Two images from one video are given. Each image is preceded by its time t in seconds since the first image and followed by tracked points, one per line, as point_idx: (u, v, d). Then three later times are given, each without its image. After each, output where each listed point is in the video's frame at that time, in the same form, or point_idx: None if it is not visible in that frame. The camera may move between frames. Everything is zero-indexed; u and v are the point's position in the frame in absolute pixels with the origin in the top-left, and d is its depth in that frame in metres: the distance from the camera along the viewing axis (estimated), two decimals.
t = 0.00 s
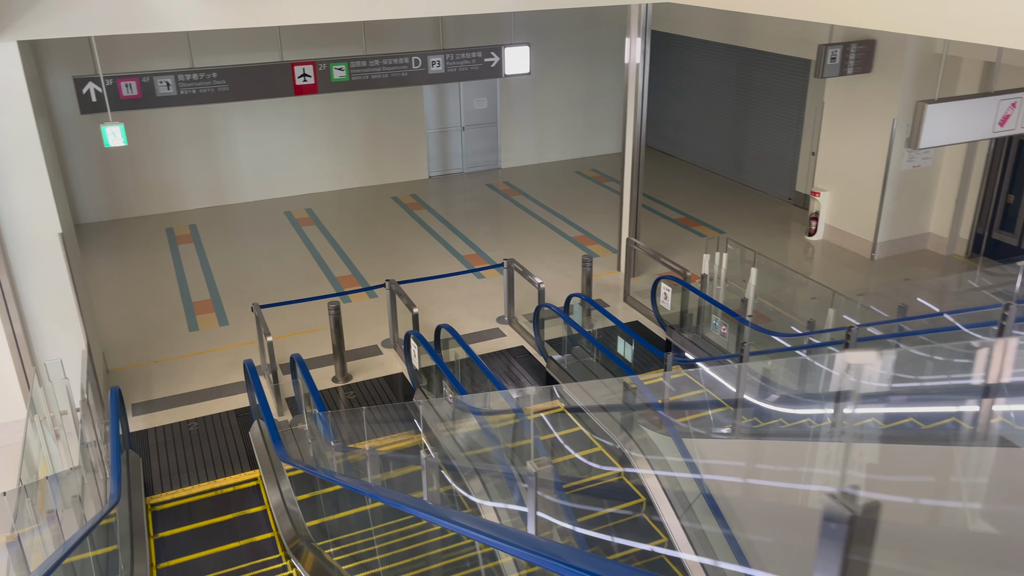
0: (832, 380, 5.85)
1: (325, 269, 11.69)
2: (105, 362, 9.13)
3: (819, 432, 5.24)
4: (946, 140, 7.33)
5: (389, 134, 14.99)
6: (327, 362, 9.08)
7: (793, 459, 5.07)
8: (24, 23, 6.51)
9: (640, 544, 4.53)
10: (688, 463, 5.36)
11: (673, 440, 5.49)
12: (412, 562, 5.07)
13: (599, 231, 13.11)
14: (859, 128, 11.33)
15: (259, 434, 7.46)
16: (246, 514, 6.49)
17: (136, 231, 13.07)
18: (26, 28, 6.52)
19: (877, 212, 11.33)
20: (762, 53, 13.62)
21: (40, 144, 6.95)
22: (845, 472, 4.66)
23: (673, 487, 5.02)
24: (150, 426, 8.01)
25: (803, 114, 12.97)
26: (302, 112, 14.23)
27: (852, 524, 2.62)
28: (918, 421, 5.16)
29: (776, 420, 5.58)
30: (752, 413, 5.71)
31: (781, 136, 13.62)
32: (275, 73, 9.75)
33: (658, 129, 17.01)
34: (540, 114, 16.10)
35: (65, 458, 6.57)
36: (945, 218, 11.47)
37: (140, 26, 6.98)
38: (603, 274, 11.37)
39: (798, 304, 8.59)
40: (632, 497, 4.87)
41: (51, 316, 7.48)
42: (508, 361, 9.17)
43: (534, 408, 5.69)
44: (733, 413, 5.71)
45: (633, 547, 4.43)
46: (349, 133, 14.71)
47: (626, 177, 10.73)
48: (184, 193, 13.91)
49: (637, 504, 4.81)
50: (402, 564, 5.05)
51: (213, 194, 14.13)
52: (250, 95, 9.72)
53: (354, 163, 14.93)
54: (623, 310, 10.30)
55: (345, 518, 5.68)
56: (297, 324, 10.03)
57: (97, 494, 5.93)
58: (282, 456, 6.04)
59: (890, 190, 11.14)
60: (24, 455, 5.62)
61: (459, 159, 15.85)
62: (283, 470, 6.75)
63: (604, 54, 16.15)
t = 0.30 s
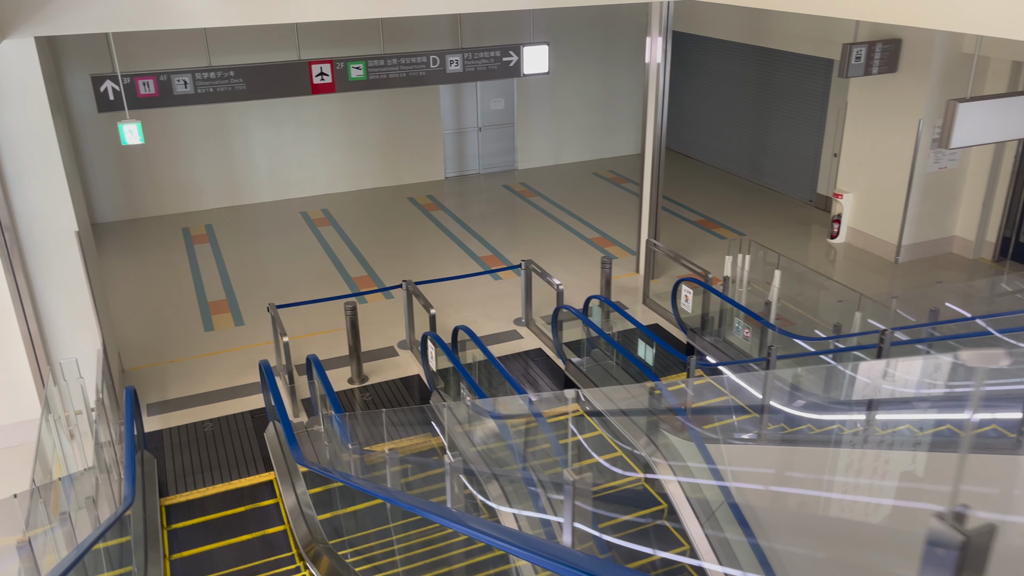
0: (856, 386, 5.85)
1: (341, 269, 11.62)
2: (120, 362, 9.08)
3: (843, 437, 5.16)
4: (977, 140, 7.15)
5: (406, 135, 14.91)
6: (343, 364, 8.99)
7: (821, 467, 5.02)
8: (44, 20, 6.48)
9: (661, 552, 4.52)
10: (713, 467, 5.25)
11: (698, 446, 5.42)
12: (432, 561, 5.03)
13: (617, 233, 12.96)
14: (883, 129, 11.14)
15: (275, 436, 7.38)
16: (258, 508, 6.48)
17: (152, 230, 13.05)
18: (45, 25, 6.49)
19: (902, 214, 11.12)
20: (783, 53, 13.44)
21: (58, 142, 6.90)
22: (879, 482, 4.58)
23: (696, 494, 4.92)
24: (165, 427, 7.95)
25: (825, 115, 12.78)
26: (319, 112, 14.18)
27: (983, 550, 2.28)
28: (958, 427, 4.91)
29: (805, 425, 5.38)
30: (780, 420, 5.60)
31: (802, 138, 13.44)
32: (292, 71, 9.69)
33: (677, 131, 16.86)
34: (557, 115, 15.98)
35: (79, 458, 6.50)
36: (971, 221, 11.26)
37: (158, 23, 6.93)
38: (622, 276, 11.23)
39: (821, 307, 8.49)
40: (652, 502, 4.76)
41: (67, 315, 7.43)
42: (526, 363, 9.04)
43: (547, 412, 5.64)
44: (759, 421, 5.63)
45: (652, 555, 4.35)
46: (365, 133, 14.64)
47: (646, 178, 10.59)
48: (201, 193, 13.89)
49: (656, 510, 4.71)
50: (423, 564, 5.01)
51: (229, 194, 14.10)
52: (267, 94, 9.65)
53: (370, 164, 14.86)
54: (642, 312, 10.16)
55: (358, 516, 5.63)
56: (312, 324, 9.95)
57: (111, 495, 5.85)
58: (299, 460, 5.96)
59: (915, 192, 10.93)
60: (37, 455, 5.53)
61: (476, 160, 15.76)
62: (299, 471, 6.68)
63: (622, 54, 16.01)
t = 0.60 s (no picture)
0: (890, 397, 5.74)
1: (360, 270, 11.53)
2: (139, 362, 9.04)
3: (869, 445, 4.99)
4: (1015, 139, 6.94)
5: (425, 135, 14.83)
6: (363, 365, 8.89)
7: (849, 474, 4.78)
8: (64, 15, 6.43)
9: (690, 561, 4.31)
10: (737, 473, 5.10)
11: (725, 453, 5.28)
12: (457, 562, 4.93)
13: (639, 235, 12.79)
14: (913, 130, 10.90)
15: (293, 437, 7.29)
16: (275, 500, 6.53)
17: (172, 230, 13.05)
18: (64, 19, 6.44)
19: (931, 217, 10.88)
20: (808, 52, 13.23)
21: (77, 140, 6.86)
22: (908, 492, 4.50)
23: (722, 500, 4.81)
24: (183, 427, 7.88)
25: (852, 116, 12.56)
26: (338, 112, 14.12)
27: None
28: (1003, 435, 4.81)
29: (838, 432, 5.22)
30: (813, 427, 5.38)
31: (827, 139, 13.21)
32: (312, 70, 9.61)
33: (699, 132, 16.66)
34: (578, 116, 15.83)
35: (97, 458, 6.44)
36: (1003, 224, 10.99)
37: (180, 19, 6.87)
38: (644, 278, 11.07)
39: (850, 311, 8.27)
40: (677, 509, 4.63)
41: (87, 314, 7.39)
42: (547, 366, 8.90)
43: (572, 416, 5.57)
44: (787, 427, 5.47)
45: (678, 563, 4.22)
46: (385, 133, 14.57)
47: (670, 179, 10.42)
48: (221, 193, 13.88)
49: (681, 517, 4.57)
50: (447, 564, 4.94)
51: (248, 195, 14.08)
52: (287, 93, 9.58)
53: (389, 165, 14.79)
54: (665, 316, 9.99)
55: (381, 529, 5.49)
56: (332, 325, 9.86)
57: (128, 496, 5.78)
58: (319, 462, 5.83)
59: (945, 195, 10.69)
60: (54, 454, 5.46)
61: (495, 161, 15.65)
62: (316, 474, 6.57)
63: (644, 54, 15.84)
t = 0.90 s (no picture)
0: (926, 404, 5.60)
1: (380, 270, 11.44)
2: (159, 361, 8.99)
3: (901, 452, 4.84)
4: None
5: (446, 135, 14.73)
6: (383, 366, 8.78)
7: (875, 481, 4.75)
8: (87, 10, 6.40)
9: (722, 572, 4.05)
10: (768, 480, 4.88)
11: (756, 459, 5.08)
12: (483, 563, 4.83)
13: (663, 236, 12.60)
14: (945, 130, 10.65)
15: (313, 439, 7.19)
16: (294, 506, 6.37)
17: (193, 230, 13.05)
18: (86, 15, 6.40)
19: (964, 219, 10.62)
20: (836, 51, 13.00)
21: (99, 138, 6.82)
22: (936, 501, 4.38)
23: (753, 509, 4.57)
24: (202, 428, 7.81)
25: (881, 116, 12.32)
26: (359, 112, 14.07)
27: None
28: None
29: (873, 440, 5.04)
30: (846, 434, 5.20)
31: (856, 140, 12.97)
32: (334, 69, 9.53)
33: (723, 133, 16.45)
34: (600, 116, 15.68)
35: (115, 458, 6.37)
36: None
37: (202, 15, 6.82)
38: (668, 280, 10.90)
39: (882, 315, 8.04)
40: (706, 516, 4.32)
41: (108, 313, 7.33)
42: (569, 369, 8.75)
43: (598, 421, 5.52)
44: (821, 435, 5.30)
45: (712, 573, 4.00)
46: (406, 133, 14.48)
47: (695, 180, 10.24)
48: (242, 193, 13.87)
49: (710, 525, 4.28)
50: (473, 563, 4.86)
51: (269, 194, 14.05)
52: (309, 91, 9.51)
53: (410, 165, 14.71)
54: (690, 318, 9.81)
55: (401, 528, 5.36)
56: (352, 325, 9.76)
57: (146, 496, 5.70)
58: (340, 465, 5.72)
59: (978, 196, 10.43)
60: (74, 454, 5.40)
61: (517, 162, 15.53)
62: (337, 475, 6.47)
63: (668, 54, 15.66)
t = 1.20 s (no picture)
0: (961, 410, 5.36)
1: (401, 271, 11.35)
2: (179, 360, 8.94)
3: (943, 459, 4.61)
4: None
5: (468, 135, 14.64)
6: (405, 366, 8.67)
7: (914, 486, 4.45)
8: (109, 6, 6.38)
9: None
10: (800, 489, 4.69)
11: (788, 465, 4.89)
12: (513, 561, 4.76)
13: (687, 237, 12.41)
14: (980, 128, 10.39)
15: (333, 439, 7.10)
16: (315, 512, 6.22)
17: (214, 229, 13.03)
18: (108, 11, 6.39)
19: (999, 220, 10.34)
20: (865, 49, 12.76)
21: (122, 135, 6.78)
22: (971, 508, 4.26)
23: (783, 516, 4.49)
24: (222, 428, 7.73)
25: (911, 116, 12.06)
26: (381, 112, 14.00)
27: None
28: None
29: (912, 446, 4.80)
30: (882, 439, 4.92)
31: (885, 140, 12.72)
32: (356, 66, 9.45)
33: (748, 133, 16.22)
34: (622, 117, 15.51)
35: (135, 457, 6.30)
36: None
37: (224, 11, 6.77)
38: (693, 282, 10.71)
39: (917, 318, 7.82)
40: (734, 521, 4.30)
41: (128, 311, 7.28)
42: (593, 370, 8.58)
43: (627, 423, 5.33)
44: (856, 441, 4.98)
45: None
46: (427, 133, 14.39)
47: (722, 179, 10.05)
48: (263, 192, 13.83)
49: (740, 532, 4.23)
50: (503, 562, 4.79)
51: (290, 194, 14.02)
52: (331, 90, 9.43)
53: (431, 165, 14.62)
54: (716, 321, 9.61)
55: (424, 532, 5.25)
56: (373, 326, 9.67)
57: (165, 496, 5.61)
58: (360, 466, 5.56)
59: (1014, 196, 10.15)
60: (94, 451, 5.32)
61: (538, 162, 15.39)
62: (357, 477, 6.36)
63: (693, 53, 15.46)
